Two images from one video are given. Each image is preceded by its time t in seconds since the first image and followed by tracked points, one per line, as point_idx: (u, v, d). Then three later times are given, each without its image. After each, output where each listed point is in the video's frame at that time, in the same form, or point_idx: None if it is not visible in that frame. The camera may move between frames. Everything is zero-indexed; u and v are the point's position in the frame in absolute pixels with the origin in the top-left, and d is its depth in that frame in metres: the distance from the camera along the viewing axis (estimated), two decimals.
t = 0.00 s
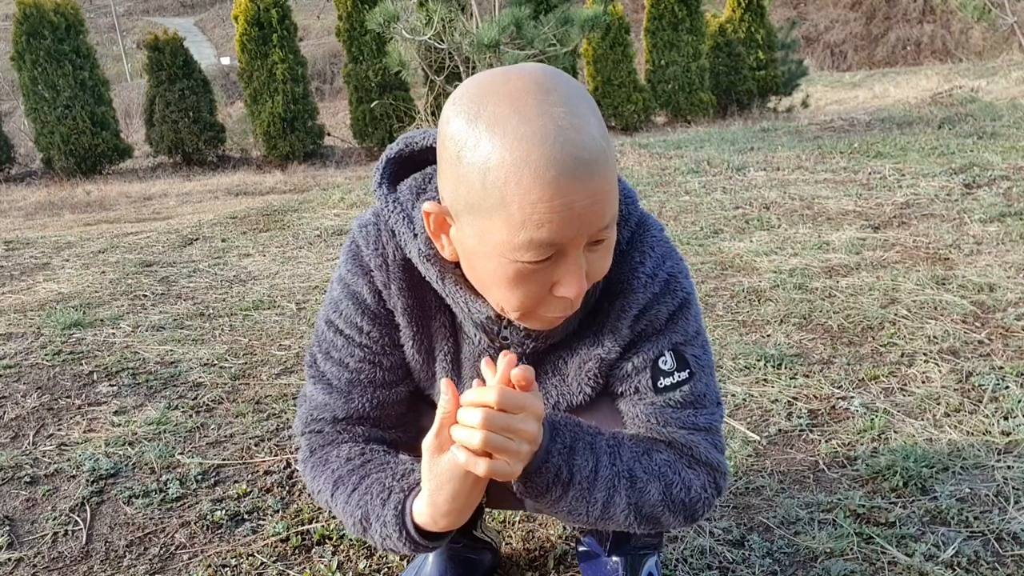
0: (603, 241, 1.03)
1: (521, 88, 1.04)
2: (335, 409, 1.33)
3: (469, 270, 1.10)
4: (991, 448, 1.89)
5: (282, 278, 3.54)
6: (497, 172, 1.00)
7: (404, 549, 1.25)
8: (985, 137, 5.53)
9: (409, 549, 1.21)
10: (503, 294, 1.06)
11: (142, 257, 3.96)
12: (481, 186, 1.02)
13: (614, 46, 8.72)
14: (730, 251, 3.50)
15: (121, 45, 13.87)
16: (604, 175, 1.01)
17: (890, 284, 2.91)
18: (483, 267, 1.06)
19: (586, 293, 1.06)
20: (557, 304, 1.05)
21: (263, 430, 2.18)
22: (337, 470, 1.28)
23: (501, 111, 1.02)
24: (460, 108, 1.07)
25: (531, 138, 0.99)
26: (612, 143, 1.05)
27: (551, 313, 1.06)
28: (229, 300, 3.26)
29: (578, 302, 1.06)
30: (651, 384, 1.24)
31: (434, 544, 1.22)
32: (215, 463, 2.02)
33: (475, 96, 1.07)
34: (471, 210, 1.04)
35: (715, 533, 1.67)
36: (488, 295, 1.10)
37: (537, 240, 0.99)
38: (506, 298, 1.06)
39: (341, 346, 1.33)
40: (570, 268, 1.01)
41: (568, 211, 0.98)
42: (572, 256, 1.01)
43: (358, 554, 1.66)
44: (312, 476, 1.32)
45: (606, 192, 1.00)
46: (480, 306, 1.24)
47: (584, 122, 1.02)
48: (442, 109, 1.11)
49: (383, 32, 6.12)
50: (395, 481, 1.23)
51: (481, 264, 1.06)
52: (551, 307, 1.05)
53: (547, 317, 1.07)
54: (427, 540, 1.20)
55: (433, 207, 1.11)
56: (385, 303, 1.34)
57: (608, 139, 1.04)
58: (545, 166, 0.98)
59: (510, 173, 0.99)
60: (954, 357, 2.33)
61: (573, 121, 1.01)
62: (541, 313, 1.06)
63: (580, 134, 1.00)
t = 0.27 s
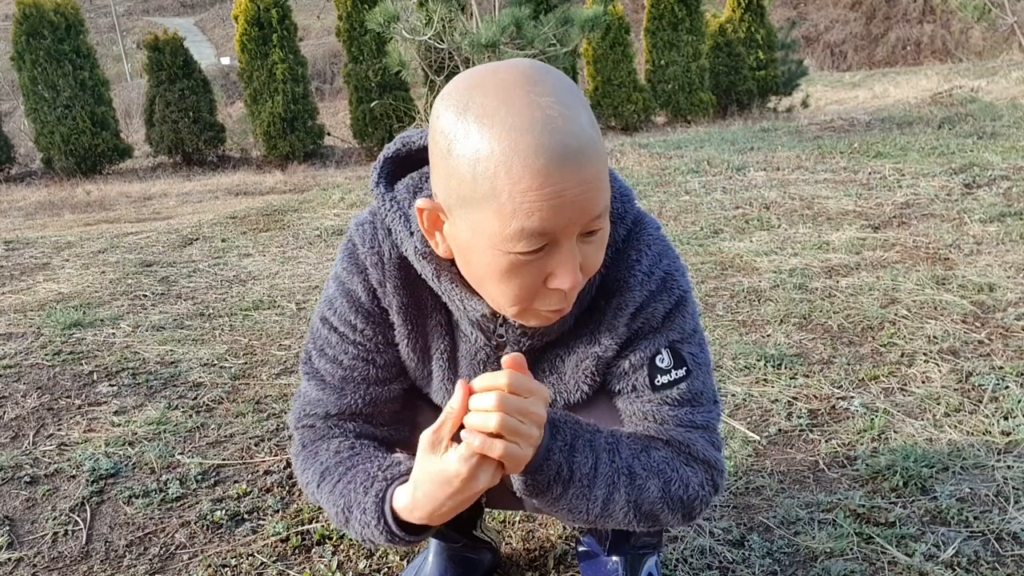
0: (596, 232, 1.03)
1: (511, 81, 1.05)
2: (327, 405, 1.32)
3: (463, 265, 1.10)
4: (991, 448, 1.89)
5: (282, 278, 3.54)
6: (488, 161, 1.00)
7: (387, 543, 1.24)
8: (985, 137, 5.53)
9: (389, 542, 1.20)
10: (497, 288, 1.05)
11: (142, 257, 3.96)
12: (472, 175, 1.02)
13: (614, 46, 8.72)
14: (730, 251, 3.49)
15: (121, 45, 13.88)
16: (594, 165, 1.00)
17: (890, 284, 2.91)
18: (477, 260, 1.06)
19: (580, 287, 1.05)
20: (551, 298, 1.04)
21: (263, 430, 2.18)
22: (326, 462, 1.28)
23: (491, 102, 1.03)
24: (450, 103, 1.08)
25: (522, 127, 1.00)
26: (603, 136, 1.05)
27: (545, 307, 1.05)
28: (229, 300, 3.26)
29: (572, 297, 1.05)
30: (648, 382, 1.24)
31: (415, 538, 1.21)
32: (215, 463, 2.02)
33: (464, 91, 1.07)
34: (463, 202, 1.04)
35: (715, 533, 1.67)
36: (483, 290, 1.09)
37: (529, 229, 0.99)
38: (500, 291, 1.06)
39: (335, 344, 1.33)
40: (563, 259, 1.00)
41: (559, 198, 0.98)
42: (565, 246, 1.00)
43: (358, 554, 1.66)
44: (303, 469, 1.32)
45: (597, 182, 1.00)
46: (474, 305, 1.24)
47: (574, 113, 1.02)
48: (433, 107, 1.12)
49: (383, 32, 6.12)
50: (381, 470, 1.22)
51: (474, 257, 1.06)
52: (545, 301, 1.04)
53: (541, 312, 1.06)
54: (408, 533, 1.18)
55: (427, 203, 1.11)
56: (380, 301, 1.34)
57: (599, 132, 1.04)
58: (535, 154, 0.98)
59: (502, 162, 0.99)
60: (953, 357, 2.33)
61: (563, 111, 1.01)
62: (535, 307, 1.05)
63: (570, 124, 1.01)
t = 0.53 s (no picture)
0: (559, 212, 1.01)
1: (493, 57, 1.07)
2: (330, 406, 1.32)
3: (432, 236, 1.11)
4: (991, 448, 1.89)
5: (282, 278, 3.54)
6: (457, 127, 1.01)
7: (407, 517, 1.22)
8: (985, 137, 5.53)
9: (410, 507, 1.18)
10: (458, 260, 1.06)
11: (141, 257, 3.96)
12: (442, 139, 1.04)
13: (614, 46, 8.72)
14: (730, 251, 3.49)
15: (121, 45, 13.88)
16: (558, 142, 1.00)
17: (890, 284, 2.91)
18: (441, 229, 1.06)
19: (543, 273, 1.04)
20: (509, 278, 1.03)
21: (263, 430, 2.18)
22: (331, 455, 1.27)
23: (472, 73, 1.05)
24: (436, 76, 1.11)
25: (493, 97, 1.01)
26: (583, 126, 1.04)
27: (504, 287, 1.04)
28: (229, 300, 3.26)
29: (531, 282, 1.04)
30: (648, 384, 1.24)
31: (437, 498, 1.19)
32: (215, 463, 2.02)
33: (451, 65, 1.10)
34: (433, 167, 1.05)
35: (715, 533, 1.67)
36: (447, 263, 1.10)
37: (485, 196, 0.99)
38: (459, 264, 1.06)
39: (337, 346, 1.33)
40: (520, 232, 1.00)
41: (519, 170, 0.98)
42: (523, 219, 1.00)
43: (358, 554, 1.66)
44: (309, 465, 1.30)
45: (559, 158, 0.99)
46: (473, 307, 1.24)
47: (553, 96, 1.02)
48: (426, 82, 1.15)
49: (384, 32, 6.13)
50: (393, 438, 1.22)
51: (441, 228, 1.07)
52: (504, 280, 1.04)
53: (500, 293, 1.05)
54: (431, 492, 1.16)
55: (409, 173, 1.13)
56: (381, 302, 1.34)
57: (580, 122, 1.03)
58: (501, 125, 0.99)
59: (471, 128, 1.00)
60: (953, 357, 2.33)
61: (540, 91, 1.02)
62: (494, 287, 1.05)
63: (545, 104, 1.01)
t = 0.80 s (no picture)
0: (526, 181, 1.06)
1: (476, 38, 1.14)
2: (334, 411, 1.32)
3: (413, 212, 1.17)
4: (991, 448, 1.89)
5: (282, 278, 3.54)
6: (429, 98, 1.08)
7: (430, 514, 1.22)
8: (985, 137, 5.53)
9: (434, 502, 1.18)
10: (431, 230, 1.11)
11: (141, 257, 3.96)
12: (417, 111, 1.11)
13: (614, 46, 8.72)
14: (730, 251, 3.49)
15: (122, 45, 13.87)
16: (526, 110, 1.05)
17: (890, 284, 2.91)
18: (418, 200, 1.13)
19: (509, 244, 1.07)
20: (477, 247, 1.08)
21: (263, 430, 2.18)
22: (344, 459, 1.27)
23: (450, 52, 1.12)
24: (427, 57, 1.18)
25: (463, 69, 1.07)
26: (554, 101, 1.08)
27: (473, 258, 1.08)
28: (228, 300, 3.26)
29: (499, 252, 1.07)
30: (648, 385, 1.24)
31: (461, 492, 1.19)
32: (215, 463, 2.02)
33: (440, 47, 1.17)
34: (411, 139, 1.12)
35: (715, 533, 1.67)
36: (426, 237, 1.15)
37: (456, 158, 1.05)
38: (433, 235, 1.11)
39: (338, 350, 1.33)
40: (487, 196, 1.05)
41: (482, 136, 1.04)
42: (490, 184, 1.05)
43: (358, 554, 1.66)
44: (318, 472, 1.30)
45: (525, 126, 1.04)
46: (472, 305, 1.24)
47: (522, 71, 1.07)
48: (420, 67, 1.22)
49: (383, 32, 6.13)
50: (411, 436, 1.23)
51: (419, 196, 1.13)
52: (473, 250, 1.08)
53: (471, 266, 1.10)
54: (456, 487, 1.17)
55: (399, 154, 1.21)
56: (382, 304, 1.34)
57: (551, 96, 1.07)
58: (467, 94, 1.05)
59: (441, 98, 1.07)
60: (953, 357, 2.33)
61: (509, 65, 1.07)
62: (465, 258, 1.09)
63: (512, 76, 1.06)
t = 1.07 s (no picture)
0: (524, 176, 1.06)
1: (469, 34, 1.13)
2: (330, 408, 1.31)
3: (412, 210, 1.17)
4: (991, 448, 1.89)
5: (281, 278, 3.54)
6: (424, 96, 1.08)
7: (407, 520, 1.21)
8: (986, 137, 5.52)
9: (406, 507, 1.17)
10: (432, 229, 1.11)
11: (141, 257, 3.96)
12: (413, 109, 1.10)
13: (614, 46, 8.72)
14: (730, 251, 3.49)
15: (122, 45, 13.87)
16: (522, 106, 1.05)
17: (891, 284, 2.91)
18: (417, 197, 1.13)
19: (509, 240, 1.07)
20: (477, 244, 1.08)
21: (263, 430, 2.18)
22: (331, 455, 1.27)
23: (443, 49, 1.11)
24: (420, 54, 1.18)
25: (457, 66, 1.07)
26: (550, 95, 1.08)
27: (474, 254, 1.08)
28: (228, 300, 3.25)
29: (499, 248, 1.07)
30: (648, 382, 1.23)
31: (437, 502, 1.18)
32: (215, 463, 2.02)
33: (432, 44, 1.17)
34: (408, 137, 1.12)
35: (715, 533, 1.67)
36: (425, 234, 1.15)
37: (453, 155, 1.05)
38: (433, 233, 1.11)
39: (336, 347, 1.33)
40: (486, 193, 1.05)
41: (478, 133, 1.04)
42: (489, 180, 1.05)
43: (358, 554, 1.66)
44: (307, 467, 1.30)
45: (522, 122, 1.04)
46: (471, 304, 1.23)
47: (517, 66, 1.07)
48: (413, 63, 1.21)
49: (383, 31, 6.12)
50: (396, 440, 1.23)
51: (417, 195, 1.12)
52: (474, 247, 1.08)
53: (472, 262, 1.09)
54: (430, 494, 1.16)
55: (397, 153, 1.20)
56: (381, 303, 1.33)
57: (546, 89, 1.07)
58: (462, 90, 1.05)
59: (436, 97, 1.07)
60: (954, 357, 2.33)
61: (503, 61, 1.07)
62: (465, 254, 1.09)
63: (507, 71, 1.06)
